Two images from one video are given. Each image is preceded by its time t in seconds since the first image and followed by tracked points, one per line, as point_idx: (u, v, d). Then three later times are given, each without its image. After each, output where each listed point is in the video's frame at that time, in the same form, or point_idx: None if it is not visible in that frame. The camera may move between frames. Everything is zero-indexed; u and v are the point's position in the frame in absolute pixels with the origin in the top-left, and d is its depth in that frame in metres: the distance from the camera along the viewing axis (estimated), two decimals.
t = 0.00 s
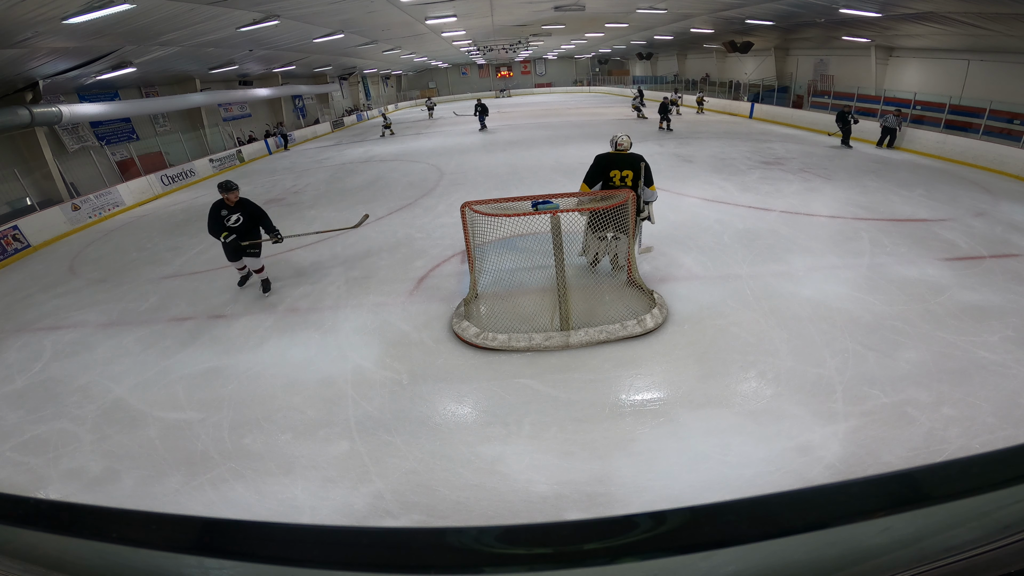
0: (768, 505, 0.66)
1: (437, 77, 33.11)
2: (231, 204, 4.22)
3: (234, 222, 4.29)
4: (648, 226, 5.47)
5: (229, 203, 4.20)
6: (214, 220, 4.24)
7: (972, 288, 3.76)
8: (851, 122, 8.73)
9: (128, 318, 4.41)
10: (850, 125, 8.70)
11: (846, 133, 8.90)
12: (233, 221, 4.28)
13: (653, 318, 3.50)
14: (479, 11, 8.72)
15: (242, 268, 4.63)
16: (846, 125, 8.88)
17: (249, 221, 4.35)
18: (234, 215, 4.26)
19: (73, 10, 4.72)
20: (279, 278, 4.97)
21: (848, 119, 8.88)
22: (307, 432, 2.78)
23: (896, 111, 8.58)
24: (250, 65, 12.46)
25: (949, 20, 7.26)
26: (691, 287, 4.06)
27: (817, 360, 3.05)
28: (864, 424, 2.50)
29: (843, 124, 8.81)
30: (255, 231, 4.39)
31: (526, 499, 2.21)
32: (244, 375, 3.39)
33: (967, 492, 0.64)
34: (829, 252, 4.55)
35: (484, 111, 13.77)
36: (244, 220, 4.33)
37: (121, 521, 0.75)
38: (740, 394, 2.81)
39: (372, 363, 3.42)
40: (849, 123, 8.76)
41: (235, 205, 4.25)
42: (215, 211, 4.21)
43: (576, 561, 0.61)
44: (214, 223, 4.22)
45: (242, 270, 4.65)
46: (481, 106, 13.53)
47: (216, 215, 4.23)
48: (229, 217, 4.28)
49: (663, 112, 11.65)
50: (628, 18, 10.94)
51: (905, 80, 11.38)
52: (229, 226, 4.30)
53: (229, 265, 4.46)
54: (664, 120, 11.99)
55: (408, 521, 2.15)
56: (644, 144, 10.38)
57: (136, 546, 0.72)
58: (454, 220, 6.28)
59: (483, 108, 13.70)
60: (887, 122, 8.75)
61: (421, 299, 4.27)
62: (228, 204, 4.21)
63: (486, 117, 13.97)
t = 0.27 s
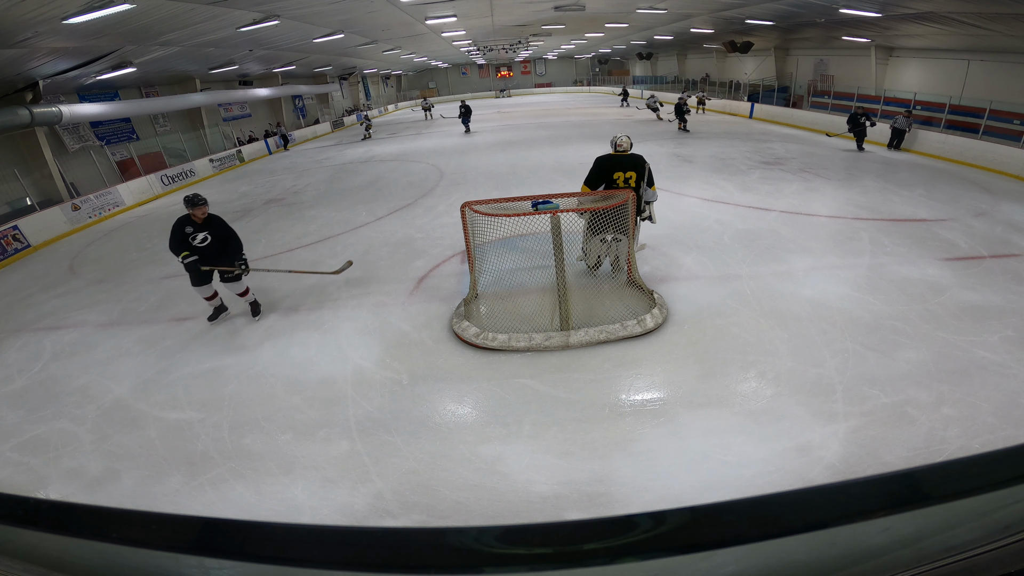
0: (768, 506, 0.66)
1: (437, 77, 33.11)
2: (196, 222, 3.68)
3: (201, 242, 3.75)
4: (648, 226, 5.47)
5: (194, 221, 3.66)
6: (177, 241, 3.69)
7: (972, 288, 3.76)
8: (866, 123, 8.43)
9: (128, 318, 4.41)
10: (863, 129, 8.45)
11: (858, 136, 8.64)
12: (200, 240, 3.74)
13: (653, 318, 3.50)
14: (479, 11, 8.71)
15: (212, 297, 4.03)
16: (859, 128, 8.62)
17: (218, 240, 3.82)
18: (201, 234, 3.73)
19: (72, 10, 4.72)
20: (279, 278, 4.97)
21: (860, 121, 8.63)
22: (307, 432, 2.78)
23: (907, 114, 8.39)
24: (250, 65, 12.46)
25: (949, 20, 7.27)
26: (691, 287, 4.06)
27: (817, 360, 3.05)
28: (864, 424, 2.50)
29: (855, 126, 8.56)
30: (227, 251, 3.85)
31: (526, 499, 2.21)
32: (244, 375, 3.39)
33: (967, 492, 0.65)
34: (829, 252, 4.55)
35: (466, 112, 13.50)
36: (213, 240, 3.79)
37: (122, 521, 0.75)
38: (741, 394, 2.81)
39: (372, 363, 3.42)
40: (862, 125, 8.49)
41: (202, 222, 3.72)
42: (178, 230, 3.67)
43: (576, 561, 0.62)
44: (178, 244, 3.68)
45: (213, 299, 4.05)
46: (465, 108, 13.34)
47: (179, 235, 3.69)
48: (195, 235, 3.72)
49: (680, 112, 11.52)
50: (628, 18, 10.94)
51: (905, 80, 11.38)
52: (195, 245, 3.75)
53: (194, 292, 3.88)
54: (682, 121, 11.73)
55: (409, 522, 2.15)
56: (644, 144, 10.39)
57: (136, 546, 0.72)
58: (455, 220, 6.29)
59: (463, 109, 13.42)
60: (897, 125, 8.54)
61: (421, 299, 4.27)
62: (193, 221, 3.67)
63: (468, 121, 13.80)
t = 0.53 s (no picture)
0: (769, 505, 0.66)
1: (437, 77, 33.10)
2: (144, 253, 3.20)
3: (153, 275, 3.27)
4: (648, 226, 5.47)
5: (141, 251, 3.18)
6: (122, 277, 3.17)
7: (972, 288, 3.76)
8: (878, 123, 8.19)
9: (128, 318, 4.42)
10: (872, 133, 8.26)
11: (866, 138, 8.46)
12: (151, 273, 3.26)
13: (653, 318, 3.50)
14: (479, 11, 8.72)
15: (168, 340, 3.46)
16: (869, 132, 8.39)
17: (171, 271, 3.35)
18: (152, 266, 3.26)
19: (72, 10, 4.72)
20: (280, 278, 4.97)
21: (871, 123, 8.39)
22: (308, 432, 2.78)
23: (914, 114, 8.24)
24: (250, 65, 12.46)
25: (949, 20, 7.26)
26: (691, 287, 4.06)
27: (817, 360, 3.05)
28: (864, 424, 2.51)
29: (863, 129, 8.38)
30: (187, 283, 3.40)
31: (526, 499, 2.21)
32: (244, 375, 3.39)
33: (967, 492, 0.65)
34: (829, 252, 4.55)
35: (451, 116, 13.31)
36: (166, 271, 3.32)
37: (122, 521, 0.75)
38: (741, 394, 2.81)
39: (372, 362, 3.42)
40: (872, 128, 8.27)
41: (150, 252, 3.23)
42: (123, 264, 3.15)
43: (576, 560, 0.62)
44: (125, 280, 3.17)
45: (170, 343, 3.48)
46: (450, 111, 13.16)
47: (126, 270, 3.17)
48: (144, 269, 3.23)
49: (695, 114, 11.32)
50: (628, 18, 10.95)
51: (905, 80, 11.39)
52: (146, 280, 3.26)
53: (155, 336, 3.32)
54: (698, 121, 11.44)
55: (408, 521, 2.15)
56: (644, 144, 10.39)
57: (137, 546, 0.72)
58: (455, 220, 6.29)
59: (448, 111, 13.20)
60: (905, 126, 8.37)
61: (421, 299, 4.27)
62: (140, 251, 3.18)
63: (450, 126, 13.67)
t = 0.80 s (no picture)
0: (768, 506, 0.66)
1: (437, 77, 33.09)
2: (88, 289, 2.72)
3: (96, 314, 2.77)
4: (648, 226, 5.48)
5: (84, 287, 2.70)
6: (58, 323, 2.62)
7: (972, 288, 3.76)
8: (887, 125, 7.97)
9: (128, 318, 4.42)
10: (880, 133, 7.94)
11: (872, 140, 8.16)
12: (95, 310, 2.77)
13: (653, 318, 3.50)
14: (479, 11, 8.72)
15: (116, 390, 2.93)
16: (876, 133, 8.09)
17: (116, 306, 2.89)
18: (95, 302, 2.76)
19: (72, 10, 4.72)
20: (280, 278, 4.97)
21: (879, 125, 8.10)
22: (307, 432, 2.78)
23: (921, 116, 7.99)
24: (250, 65, 12.46)
25: (949, 20, 7.26)
26: (691, 287, 4.06)
27: (817, 360, 3.05)
28: (864, 424, 2.51)
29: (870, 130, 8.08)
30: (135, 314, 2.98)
31: (526, 499, 2.21)
32: (244, 375, 3.39)
33: (968, 493, 0.65)
34: (829, 252, 4.55)
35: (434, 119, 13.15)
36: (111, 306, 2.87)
37: (121, 521, 0.75)
38: (741, 394, 2.81)
39: (372, 363, 3.42)
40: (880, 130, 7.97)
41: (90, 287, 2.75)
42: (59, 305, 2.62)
43: (575, 561, 0.62)
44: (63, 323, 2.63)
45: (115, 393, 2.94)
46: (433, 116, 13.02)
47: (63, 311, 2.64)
48: (89, 306, 2.76)
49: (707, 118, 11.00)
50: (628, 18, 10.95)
51: (905, 80, 11.39)
52: (90, 321, 2.75)
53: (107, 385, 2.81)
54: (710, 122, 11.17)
55: (408, 521, 2.15)
56: (644, 144, 10.39)
57: (137, 546, 0.72)
58: (455, 220, 6.29)
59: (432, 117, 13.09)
60: (912, 129, 8.13)
61: (421, 299, 4.27)
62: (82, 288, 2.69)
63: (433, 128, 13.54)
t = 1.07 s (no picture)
0: (768, 506, 0.66)
1: (437, 77, 33.09)
2: (34, 333, 2.29)
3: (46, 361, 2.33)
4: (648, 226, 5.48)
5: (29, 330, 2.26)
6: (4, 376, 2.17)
7: (972, 288, 3.76)
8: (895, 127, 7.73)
9: (128, 318, 4.41)
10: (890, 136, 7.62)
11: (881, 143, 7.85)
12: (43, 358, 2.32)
13: (653, 318, 3.50)
14: (479, 11, 8.72)
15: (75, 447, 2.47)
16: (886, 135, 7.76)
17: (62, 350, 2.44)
18: (43, 347, 2.32)
19: (72, 10, 4.72)
20: (279, 278, 4.97)
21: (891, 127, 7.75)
22: (307, 432, 2.78)
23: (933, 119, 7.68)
24: (250, 65, 12.46)
25: (949, 20, 7.26)
26: (691, 287, 4.06)
27: (817, 360, 3.05)
28: (864, 424, 2.51)
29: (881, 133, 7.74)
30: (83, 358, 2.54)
31: (526, 499, 2.21)
32: (244, 375, 3.39)
33: (969, 491, 0.65)
34: (829, 252, 4.55)
35: (417, 121, 12.98)
36: (58, 355, 2.43)
37: (122, 521, 0.75)
38: (741, 394, 2.81)
39: (372, 362, 3.41)
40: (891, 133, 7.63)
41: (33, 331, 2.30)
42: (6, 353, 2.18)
43: (575, 561, 0.61)
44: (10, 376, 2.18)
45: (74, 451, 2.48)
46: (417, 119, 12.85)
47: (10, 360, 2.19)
48: (38, 353, 2.31)
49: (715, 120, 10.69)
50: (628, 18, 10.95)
51: (905, 80, 11.39)
52: (39, 370, 2.30)
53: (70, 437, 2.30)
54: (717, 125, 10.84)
55: (409, 521, 2.15)
56: (644, 144, 10.39)
57: (137, 546, 0.72)
58: (455, 220, 6.29)
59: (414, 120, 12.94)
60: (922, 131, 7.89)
61: (421, 299, 4.27)
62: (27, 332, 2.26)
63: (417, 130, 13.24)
